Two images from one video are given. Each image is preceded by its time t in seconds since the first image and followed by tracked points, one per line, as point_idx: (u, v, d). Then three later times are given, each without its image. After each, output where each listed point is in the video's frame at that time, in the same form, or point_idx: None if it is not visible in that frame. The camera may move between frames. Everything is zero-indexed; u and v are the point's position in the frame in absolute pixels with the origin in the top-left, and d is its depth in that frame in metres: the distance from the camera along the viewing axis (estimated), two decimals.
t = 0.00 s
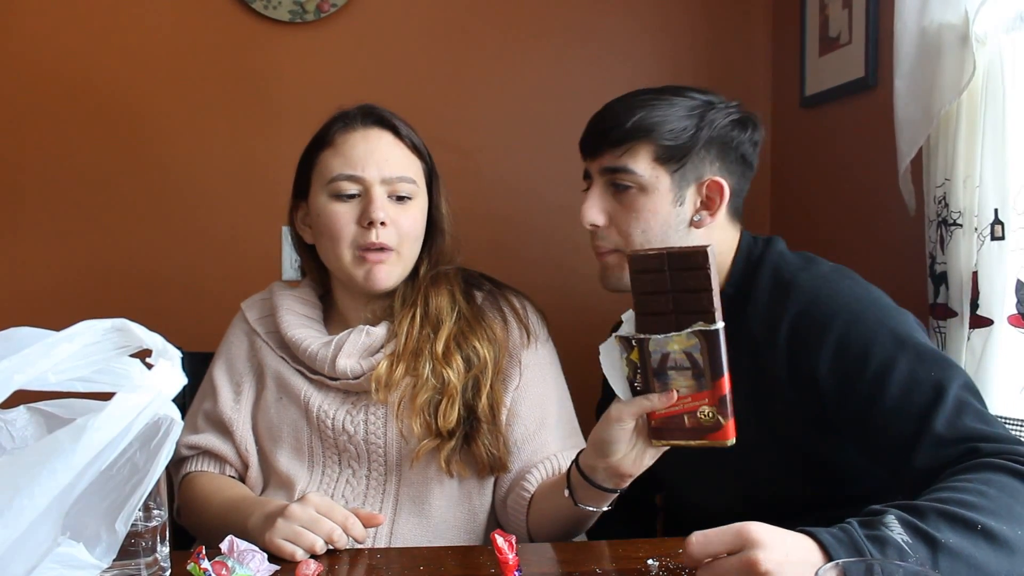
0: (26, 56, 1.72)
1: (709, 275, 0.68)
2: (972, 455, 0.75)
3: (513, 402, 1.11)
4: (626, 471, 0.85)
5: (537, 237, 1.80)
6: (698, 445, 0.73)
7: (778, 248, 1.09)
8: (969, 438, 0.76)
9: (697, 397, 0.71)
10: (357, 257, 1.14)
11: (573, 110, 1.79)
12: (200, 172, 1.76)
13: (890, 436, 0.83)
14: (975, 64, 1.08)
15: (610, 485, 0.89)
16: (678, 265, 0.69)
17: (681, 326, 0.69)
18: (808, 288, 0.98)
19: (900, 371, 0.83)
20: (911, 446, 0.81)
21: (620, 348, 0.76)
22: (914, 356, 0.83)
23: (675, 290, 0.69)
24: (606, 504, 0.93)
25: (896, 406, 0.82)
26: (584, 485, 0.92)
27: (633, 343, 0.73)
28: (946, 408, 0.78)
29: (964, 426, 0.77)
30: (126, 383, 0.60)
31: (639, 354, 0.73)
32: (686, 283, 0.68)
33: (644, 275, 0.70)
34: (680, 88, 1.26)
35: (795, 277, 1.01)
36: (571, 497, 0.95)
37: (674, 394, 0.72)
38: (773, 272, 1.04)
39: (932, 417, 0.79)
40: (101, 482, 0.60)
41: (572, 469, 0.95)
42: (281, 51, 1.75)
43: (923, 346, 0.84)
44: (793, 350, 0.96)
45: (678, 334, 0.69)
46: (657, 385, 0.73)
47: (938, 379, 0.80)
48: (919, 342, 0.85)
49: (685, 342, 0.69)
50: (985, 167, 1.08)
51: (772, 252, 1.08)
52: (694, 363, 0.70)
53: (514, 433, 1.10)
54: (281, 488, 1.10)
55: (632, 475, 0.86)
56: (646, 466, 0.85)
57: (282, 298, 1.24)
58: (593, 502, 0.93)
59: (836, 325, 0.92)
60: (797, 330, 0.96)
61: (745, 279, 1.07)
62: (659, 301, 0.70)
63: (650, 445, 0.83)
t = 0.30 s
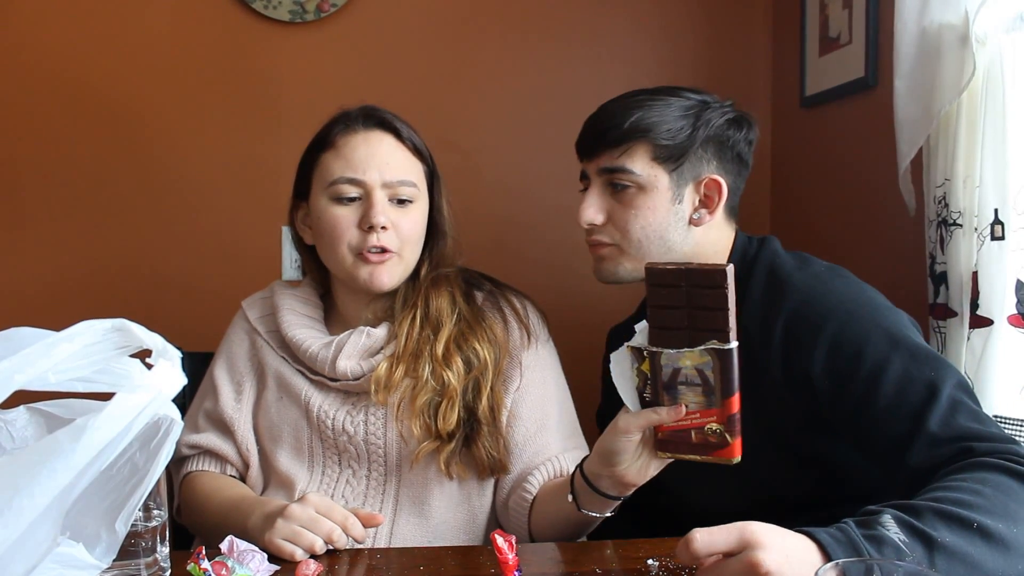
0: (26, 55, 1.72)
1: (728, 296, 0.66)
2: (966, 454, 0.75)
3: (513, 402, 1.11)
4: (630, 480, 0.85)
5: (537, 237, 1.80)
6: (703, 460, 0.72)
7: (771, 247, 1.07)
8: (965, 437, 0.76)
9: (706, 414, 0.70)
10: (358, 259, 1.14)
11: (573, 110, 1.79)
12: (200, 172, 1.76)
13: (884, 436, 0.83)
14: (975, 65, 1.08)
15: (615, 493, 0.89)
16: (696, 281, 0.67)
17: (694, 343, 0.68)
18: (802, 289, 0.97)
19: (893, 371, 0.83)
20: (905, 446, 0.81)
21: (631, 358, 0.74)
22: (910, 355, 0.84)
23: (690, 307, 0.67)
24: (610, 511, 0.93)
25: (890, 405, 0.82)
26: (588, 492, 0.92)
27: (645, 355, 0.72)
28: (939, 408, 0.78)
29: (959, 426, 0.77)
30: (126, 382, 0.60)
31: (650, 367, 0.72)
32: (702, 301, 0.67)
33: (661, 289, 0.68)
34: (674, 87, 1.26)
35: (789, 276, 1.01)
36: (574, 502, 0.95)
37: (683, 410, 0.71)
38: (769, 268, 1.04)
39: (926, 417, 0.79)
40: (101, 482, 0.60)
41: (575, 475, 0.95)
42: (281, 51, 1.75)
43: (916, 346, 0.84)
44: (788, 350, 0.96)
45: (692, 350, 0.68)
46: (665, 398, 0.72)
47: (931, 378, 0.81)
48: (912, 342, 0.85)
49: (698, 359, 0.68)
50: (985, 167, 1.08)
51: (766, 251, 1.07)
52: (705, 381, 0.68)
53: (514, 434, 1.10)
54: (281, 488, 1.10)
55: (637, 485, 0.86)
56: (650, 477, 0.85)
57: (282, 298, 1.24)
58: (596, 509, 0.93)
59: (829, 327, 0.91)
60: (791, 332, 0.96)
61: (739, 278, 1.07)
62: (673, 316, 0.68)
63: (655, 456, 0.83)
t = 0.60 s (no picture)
0: (26, 56, 1.72)
1: (731, 312, 0.66)
2: (968, 456, 0.75)
3: (514, 404, 1.11)
4: (633, 493, 0.85)
5: (537, 237, 1.80)
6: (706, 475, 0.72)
7: (777, 246, 1.08)
8: (968, 438, 0.76)
9: (708, 430, 0.69)
10: (380, 257, 1.14)
11: (573, 109, 1.79)
12: (200, 172, 1.76)
13: (885, 435, 0.83)
14: (975, 65, 1.08)
15: (616, 505, 0.89)
16: (699, 298, 0.67)
17: (697, 357, 0.68)
18: (805, 291, 0.97)
19: (895, 371, 0.83)
20: (906, 447, 0.81)
21: (633, 371, 0.74)
22: (913, 357, 0.84)
23: (694, 322, 0.67)
24: (611, 521, 0.93)
25: (892, 406, 0.82)
26: (590, 503, 0.92)
27: (648, 368, 0.72)
28: (941, 410, 0.78)
29: (960, 427, 0.77)
30: (126, 382, 0.60)
31: (653, 381, 0.72)
32: (706, 317, 0.67)
33: (663, 303, 0.68)
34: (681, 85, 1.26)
35: (793, 276, 1.00)
36: (577, 513, 0.96)
37: (686, 425, 0.70)
38: (772, 268, 1.04)
39: (929, 419, 0.79)
40: (101, 482, 0.60)
41: (578, 486, 0.95)
42: (281, 51, 1.75)
43: (918, 347, 0.84)
44: (790, 351, 0.96)
45: (694, 365, 0.68)
46: (668, 413, 0.71)
47: (933, 379, 0.81)
48: (914, 343, 0.85)
49: (701, 374, 0.67)
50: (985, 167, 1.08)
51: (771, 251, 1.07)
52: (708, 396, 0.68)
53: (515, 436, 1.10)
54: (282, 489, 1.10)
55: (640, 497, 0.86)
56: (653, 490, 0.84)
57: (283, 298, 1.24)
58: (598, 519, 0.93)
59: (832, 327, 0.91)
60: (793, 332, 0.96)
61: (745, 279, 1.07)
62: (676, 331, 0.68)
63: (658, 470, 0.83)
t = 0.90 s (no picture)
0: (26, 57, 1.72)
1: (741, 321, 0.66)
2: (970, 456, 0.75)
3: (516, 404, 1.12)
4: (639, 497, 0.85)
5: (537, 237, 1.80)
6: (712, 480, 0.72)
7: (781, 246, 1.08)
8: (970, 438, 0.76)
9: (715, 435, 0.69)
10: (404, 252, 1.13)
11: (573, 109, 1.79)
12: (200, 172, 1.76)
13: (888, 435, 0.83)
14: (974, 64, 1.08)
15: (621, 507, 0.89)
16: (709, 305, 0.67)
17: (705, 364, 0.68)
18: (808, 290, 0.97)
19: (899, 372, 0.83)
20: (908, 447, 0.81)
21: (642, 376, 0.75)
22: (916, 357, 0.84)
23: (703, 329, 0.67)
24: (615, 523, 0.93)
25: (895, 406, 0.82)
26: (593, 504, 0.92)
27: (656, 373, 0.72)
28: (943, 410, 0.78)
29: (962, 427, 0.77)
30: (126, 383, 0.60)
31: (661, 386, 0.72)
32: (715, 325, 0.67)
33: (672, 310, 0.69)
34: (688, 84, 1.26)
35: (796, 276, 1.00)
36: (580, 514, 0.96)
37: (694, 430, 0.70)
38: (776, 268, 1.04)
39: (931, 419, 0.79)
40: (101, 482, 0.60)
41: (582, 487, 0.95)
42: (280, 51, 1.75)
43: (921, 347, 0.85)
44: (792, 350, 0.96)
45: (703, 371, 0.68)
46: (676, 418, 0.71)
47: (936, 380, 0.81)
48: (917, 343, 0.85)
49: (709, 381, 0.68)
50: (985, 166, 1.08)
51: (774, 251, 1.07)
52: (715, 402, 0.68)
53: (518, 436, 1.10)
54: (283, 489, 1.10)
55: (646, 501, 0.86)
56: (659, 493, 0.84)
57: (284, 298, 1.24)
58: (601, 521, 0.93)
59: (835, 327, 0.92)
60: (796, 332, 0.96)
61: (748, 277, 1.07)
62: (685, 338, 0.68)
63: (663, 473, 0.82)
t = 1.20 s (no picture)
0: (26, 56, 1.72)
1: (739, 321, 0.66)
2: (970, 456, 0.75)
3: (516, 404, 1.12)
4: (638, 497, 0.85)
5: (537, 237, 1.80)
6: (711, 480, 0.72)
7: (781, 246, 1.08)
8: (970, 438, 0.76)
9: (713, 435, 0.69)
10: (407, 253, 1.13)
11: (573, 109, 1.79)
12: (200, 172, 1.76)
13: (888, 435, 0.83)
14: (975, 65, 1.08)
15: (620, 507, 0.89)
16: (707, 305, 0.67)
17: (703, 364, 0.68)
18: (808, 290, 0.97)
19: (899, 373, 0.83)
20: (909, 448, 0.81)
21: (640, 376, 0.75)
22: (916, 358, 0.84)
23: (701, 329, 0.67)
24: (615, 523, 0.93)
25: (895, 406, 0.82)
26: (593, 504, 0.92)
27: (654, 373, 0.72)
28: (943, 410, 0.78)
29: (962, 427, 0.77)
30: (126, 382, 0.60)
31: (660, 386, 0.72)
32: (714, 325, 0.67)
33: (671, 311, 0.69)
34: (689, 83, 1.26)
35: (796, 276, 1.00)
36: (580, 514, 0.95)
37: (691, 430, 0.70)
38: (776, 268, 1.04)
39: (931, 419, 0.79)
40: (102, 482, 0.60)
41: (583, 486, 0.95)
42: (281, 51, 1.75)
43: (921, 347, 0.85)
44: (792, 350, 0.96)
45: (701, 371, 0.68)
46: (674, 418, 0.71)
47: (936, 380, 0.81)
48: (917, 344, 0.85)
49: (707, 381, 0.68)
50: (986, 167, 1.08)
51: (774, 251, 1.07)
52: (713, 403, 0.68)
53: (518, 437, 1.10)
54: (282, 488, 1.10)
55: (645, 501, 0.86)
56: (658, 493, 0.84)
57: (284, 297, 1.24)
58: (601, 521, 0.93)
59: (836, 328, 0.92)
60: (796, 332, 0.96)
61: (748, 277, 1.07)
62: (684, 338, 0.68)
63: (662, 473, 0.83)
